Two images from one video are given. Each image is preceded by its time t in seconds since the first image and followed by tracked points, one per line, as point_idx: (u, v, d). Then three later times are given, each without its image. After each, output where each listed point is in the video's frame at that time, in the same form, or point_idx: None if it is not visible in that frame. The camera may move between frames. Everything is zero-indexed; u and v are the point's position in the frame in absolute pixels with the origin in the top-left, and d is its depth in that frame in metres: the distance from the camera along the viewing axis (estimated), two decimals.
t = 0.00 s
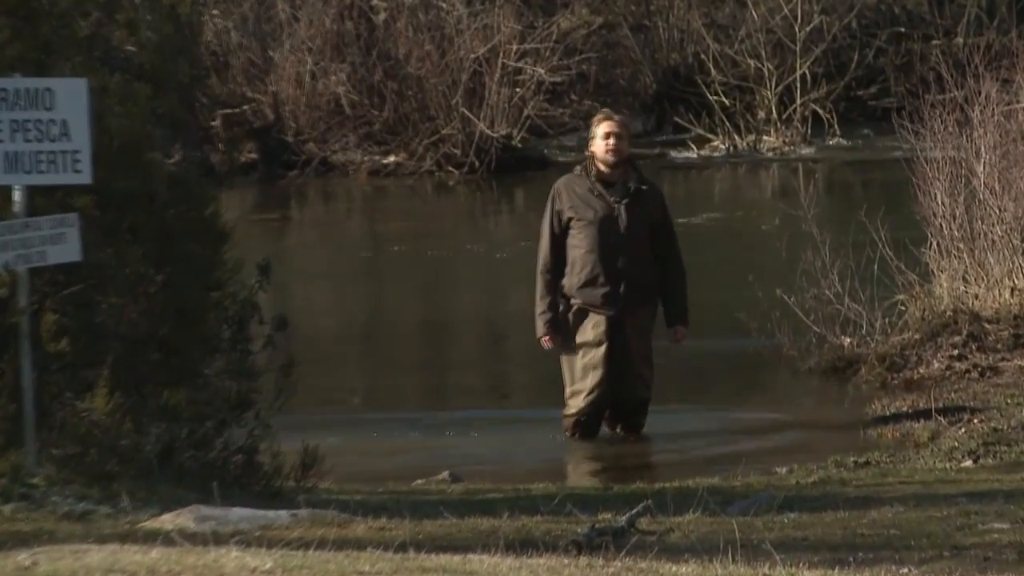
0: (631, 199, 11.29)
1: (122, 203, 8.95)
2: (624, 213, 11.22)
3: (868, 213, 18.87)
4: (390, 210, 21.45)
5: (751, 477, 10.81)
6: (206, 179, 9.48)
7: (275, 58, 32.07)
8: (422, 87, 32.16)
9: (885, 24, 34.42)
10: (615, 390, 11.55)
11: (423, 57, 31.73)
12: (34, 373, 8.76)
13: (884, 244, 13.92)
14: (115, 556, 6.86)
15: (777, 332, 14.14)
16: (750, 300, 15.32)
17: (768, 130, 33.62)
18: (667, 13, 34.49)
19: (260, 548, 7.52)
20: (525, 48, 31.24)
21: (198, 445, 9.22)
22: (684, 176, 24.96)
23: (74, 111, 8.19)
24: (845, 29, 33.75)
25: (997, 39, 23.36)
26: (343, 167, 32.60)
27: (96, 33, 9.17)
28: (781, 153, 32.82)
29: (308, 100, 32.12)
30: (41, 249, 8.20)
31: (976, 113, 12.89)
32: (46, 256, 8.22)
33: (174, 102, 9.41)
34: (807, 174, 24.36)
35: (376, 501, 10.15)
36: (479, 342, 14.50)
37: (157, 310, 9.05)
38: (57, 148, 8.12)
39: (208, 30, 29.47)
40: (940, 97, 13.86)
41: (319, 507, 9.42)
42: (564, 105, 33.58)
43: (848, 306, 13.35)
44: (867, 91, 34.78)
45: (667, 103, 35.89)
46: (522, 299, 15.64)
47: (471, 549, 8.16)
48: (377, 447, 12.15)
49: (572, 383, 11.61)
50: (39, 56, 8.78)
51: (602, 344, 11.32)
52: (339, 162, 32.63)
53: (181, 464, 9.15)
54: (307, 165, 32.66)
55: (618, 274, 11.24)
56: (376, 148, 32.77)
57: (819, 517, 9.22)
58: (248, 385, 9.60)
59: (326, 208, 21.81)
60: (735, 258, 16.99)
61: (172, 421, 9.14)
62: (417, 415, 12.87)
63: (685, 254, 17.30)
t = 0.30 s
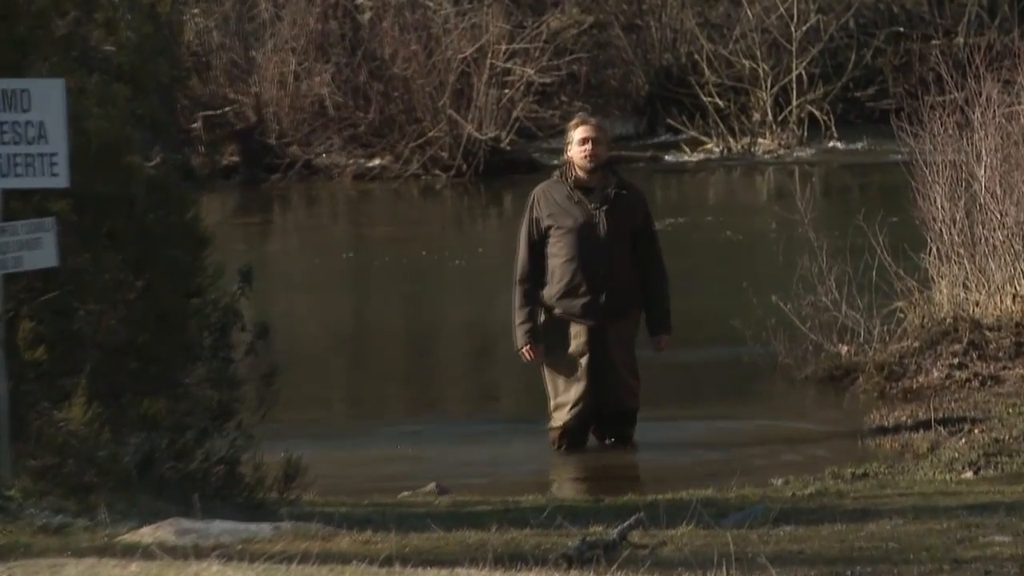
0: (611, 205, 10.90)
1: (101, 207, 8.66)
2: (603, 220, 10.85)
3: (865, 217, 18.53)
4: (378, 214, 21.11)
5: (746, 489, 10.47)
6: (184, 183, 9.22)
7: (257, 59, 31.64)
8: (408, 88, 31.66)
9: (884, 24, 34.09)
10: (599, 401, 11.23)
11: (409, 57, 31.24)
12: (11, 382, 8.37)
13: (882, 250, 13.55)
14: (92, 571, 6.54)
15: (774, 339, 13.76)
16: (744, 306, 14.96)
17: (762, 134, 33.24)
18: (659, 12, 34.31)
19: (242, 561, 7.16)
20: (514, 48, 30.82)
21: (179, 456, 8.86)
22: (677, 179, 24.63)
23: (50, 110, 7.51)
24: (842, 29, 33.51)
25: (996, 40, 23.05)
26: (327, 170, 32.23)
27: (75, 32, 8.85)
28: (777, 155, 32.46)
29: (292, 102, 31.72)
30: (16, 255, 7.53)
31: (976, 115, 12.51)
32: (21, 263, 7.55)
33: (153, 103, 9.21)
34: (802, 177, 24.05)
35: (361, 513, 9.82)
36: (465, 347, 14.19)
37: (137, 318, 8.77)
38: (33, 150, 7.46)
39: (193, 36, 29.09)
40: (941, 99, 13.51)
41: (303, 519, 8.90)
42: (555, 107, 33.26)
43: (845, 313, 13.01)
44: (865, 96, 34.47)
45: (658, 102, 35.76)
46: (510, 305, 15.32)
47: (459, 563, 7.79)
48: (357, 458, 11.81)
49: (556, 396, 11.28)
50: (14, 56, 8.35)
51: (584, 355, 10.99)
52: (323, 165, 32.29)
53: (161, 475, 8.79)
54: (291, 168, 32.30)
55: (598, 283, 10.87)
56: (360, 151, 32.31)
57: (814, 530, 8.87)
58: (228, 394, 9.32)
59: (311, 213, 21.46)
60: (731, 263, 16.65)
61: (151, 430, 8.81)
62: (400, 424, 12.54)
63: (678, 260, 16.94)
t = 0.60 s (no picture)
0: (598, 210, 10.54)
1: (75, 210, 7.90)
2: (591, 225, 10.48)
3: (864, 222, 18.12)
4: (362, 219, 20.64)
5: (741, 503, 10.03)
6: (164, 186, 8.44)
7: (237, 58, 31.59)
8: (392, 88, 31.28)
9: (884, 22, 33.79)
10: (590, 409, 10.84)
11: (393, 56, 30.78)
12: None
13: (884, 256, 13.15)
14: None
15: (772, 348, 13.32)
16: (740, 314, 14.53)
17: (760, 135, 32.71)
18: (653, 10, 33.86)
19: None
20: (502, 47, 30.27)
21: (156, 469, 8.18)
22: (670, 183, 24.18)
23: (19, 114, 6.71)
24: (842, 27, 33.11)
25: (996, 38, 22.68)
26: (309, 173, 31.93)
27: (47, 31, 7.98)
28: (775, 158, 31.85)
29: (272, 102, 31.48)
30: None
31: (980, 116, 12.10)
32: None
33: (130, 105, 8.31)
34: (799, 181, 23.62)
35: (343, 527, 9.29)
36: (452, 358, 13.75)
37: (113, 323, 8.02)
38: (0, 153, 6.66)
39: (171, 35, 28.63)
40: (945, 100, 13.12)
41: (286, 533, 8.41)
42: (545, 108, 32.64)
43: (844, 321, 12.64)
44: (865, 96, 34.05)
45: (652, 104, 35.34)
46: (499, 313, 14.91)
47: None
48: (339, 472, 11.36)
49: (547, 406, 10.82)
50: None
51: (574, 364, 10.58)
52: (305, 168, 31.97)
53: (136, 489, 8.15)
54: (271, 171, 32.05)
55: (587, 289, 10.47)
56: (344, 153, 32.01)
57: (812, 545, 8.40)
58: (209, 404, 8.50)
59: (293, 218, 20.99)
60: (727, 269, 16.22)
61: (129, 442, 8.08)
62: (384, 437, 12.11)
63: (672, 265, 16.49)
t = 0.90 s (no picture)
0: (608, 208, 10.25)
1: (57, 209, 7.58)
2: (601, 224, 10.20)
3: (871, 221, 17.78)
4: (354, 218, 20.28)
5: (743, 508, 9.69)
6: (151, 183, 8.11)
7: (225, 52, 31.04)
8: (385, 84, 30.86)
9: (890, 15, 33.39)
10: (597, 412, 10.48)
11: (387, 50, 30.36)
12: None
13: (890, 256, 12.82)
14: None
15: (774, 350, 13.01)
16: (744, 314, 14.21)
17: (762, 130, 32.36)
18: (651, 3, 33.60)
19: None
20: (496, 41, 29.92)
21: (141, 474, 7.85)
22: (670, 181, 23.82)
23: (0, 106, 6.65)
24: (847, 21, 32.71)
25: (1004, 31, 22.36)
26: (299, 171, 31.49)
27: (31, 25, 7.64)
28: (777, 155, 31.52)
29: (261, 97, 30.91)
30: None
31: (989, 112, 11.83)
32: None
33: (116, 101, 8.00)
34: (803, 178, 23.26)
35: (335, 534, 8.95)
36: (447, 360, 13.41)
37: (98, 325, 7.65)
38: None
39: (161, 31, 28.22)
40: (951, 95, 12.81)
41: (276, 541, 8.04)
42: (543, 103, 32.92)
43: (849, 322, 12.35)
44: (870, 92, 33.65)
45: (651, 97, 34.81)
46: (496, 313, 14.60)
47: None
48: (334, 476, 11.02)
49: (552, 409, 10.46)
50: None
51: (584, 366, 10.24)
52: (295, 165, 31.51)
53: (123, 495, 7.80)
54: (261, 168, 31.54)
55: (598, 290, 10.20)
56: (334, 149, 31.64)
57: (819, 552, 8.04)
58: (199, 408, 8.12)
59: (284, 217, 20.63)
60: (730, 269, 15.91)
61: (114, 447, 7.73)
62: (379, 440, 11.79)
63: (673, 265, 16.15)
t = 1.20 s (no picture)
0: (624, 205, 9.83)
1: (39, 207, 7.15)
2: (616, 222, 9.78)
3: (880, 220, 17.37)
4: (346, 217, 19.84)
5: (748, 516, 9.31)
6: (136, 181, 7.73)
7: (213, 44, 29.93)
8: (378, 77, 29.91)
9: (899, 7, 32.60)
10: (602, 415, 10.09)
11: (379, 42, 29.41)
12: None
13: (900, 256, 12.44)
14: None
15: (781, 353, 12.62)
16: (749, 317, 13.82)
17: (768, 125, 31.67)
18: None
19: None
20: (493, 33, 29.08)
21: (128, 480, 7.46)
22: (673, 178, 23.32)
23: None
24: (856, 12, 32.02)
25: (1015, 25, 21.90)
26: (289, 167, 30.47)
27: (9, 16, 7.32)
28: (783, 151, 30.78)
29: (249, 91, 30.06)
30: None
31: (1001, 107, 11.36)
32: None
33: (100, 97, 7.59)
34: (811, 176, 22.77)
35: (326, 542, 8.55)
36: (442, 360, 13.05)
37: (82, 326, 7.22)
38: None
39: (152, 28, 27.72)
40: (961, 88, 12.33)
41: (265, 551, 7.66)
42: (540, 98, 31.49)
43: (857, 325, 11.93)
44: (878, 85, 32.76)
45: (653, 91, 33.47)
46: (493, 312, 14.26)
47: None
48: (327, 481, 10.67)
49: (555, 408, 10.12)
50: None
51: (590, 369, 9.87)
52: (285, 162, 30.49)
53: (108, 501, 7.41)
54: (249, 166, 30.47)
55: (609, 290, 9.77)
56: (324, 145, 30.62)
57: (823, 561, 7.63)
58: (185, 411, 7.83)
59: (273, 215, 20.17)
60: (735, 270, 15.54)
61: (99, 452, 7.34)
62: (374, 442, 11.44)
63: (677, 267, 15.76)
